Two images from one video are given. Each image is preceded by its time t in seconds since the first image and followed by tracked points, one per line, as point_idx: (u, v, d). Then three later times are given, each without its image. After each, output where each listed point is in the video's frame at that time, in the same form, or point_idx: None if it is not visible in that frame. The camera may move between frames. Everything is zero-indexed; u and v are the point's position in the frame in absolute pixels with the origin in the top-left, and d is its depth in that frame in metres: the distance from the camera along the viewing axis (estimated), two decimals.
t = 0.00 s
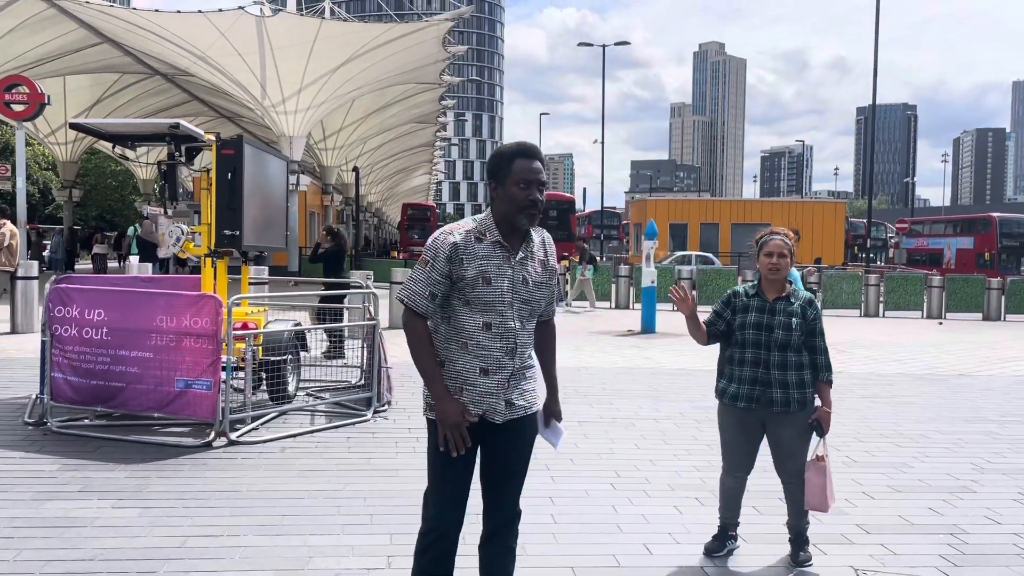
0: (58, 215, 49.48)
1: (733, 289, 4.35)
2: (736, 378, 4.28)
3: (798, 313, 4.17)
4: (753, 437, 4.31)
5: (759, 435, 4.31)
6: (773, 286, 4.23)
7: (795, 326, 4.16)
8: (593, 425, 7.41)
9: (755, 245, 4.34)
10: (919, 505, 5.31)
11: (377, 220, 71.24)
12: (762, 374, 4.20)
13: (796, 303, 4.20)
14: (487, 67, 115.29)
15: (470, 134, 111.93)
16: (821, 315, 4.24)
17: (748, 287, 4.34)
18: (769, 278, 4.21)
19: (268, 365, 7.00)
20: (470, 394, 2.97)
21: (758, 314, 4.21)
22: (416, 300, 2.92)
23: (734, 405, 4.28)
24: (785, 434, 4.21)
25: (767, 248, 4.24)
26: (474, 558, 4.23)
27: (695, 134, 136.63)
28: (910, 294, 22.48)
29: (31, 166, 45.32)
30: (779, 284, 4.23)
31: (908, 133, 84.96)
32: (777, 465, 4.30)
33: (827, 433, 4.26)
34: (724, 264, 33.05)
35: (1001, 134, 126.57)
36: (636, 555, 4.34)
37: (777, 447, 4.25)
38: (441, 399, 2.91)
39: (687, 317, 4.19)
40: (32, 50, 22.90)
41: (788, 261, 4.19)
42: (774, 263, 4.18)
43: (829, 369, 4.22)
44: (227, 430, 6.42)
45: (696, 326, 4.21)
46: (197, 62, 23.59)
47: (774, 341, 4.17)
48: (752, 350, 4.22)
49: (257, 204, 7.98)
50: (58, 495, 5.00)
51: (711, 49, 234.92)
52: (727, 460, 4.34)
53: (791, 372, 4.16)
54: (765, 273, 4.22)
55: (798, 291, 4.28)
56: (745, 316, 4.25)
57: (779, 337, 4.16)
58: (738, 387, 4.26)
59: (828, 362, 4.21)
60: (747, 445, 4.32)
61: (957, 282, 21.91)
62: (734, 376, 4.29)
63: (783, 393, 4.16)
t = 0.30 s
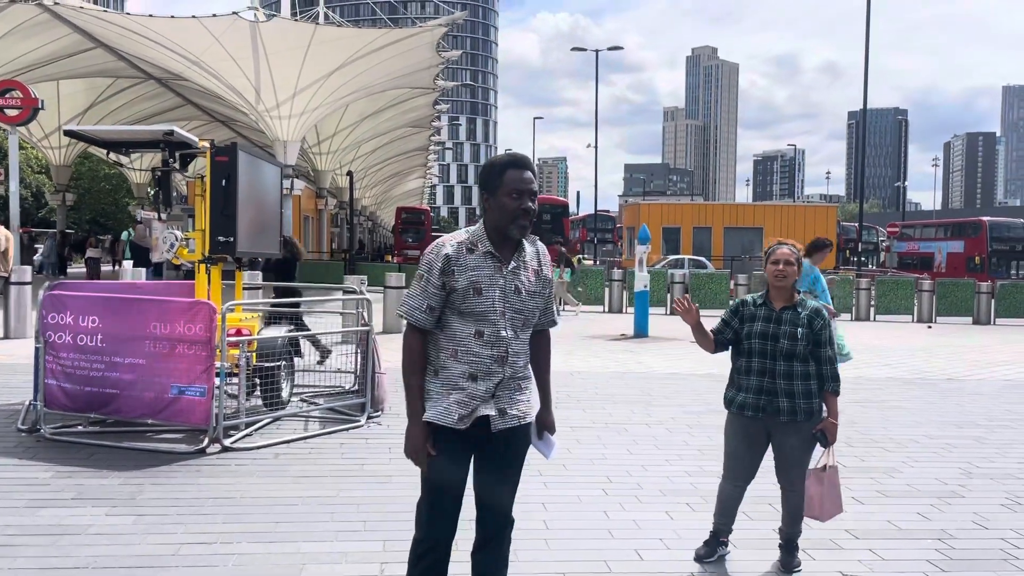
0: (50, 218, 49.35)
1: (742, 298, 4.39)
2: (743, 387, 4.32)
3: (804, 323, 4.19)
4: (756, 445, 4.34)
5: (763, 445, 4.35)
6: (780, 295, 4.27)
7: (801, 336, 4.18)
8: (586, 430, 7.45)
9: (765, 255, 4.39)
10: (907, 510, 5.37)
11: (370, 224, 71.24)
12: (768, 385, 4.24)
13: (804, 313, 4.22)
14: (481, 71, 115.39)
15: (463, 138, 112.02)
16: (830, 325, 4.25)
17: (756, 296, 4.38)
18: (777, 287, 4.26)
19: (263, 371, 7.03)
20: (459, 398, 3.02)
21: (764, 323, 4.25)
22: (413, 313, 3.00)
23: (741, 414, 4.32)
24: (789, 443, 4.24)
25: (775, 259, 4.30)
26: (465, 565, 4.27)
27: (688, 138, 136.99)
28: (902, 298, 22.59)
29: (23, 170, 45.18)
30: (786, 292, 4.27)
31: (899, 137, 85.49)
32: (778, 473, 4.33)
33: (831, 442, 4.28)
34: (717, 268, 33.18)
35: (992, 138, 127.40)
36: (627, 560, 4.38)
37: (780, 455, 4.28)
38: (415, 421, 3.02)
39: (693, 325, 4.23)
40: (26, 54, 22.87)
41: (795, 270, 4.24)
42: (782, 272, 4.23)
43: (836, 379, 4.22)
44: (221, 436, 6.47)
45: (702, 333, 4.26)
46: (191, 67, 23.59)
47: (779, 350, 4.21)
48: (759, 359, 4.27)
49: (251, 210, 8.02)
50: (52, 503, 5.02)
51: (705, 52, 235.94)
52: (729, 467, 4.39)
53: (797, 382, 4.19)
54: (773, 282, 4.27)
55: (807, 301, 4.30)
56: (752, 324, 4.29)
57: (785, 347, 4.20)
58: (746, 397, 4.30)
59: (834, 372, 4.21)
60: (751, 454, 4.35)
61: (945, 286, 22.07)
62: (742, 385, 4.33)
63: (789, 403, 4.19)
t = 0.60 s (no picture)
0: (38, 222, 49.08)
1: (743, 301, 4.41)
2: (743, 391, 4.33)
3: (804, 328, 4.20)
4: (755, 448, 4.35)
5: (762, 448, 4.36)
6: (781, 300, 4.28)
7: (800, 341, 4.19)
8: (577, 435, 7.45)
9: (767, 259, 4.40)
10: (898, 514, 5.38)
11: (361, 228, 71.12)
12: (767, 389, 4.25)
13: (803, 318, 4.23)
14: (472, 74, 115.45)
15: (454, 141, 112.00)
16: (830, 330, 4.25)
17: (757, 301, 4.40)
18: (778, 292, 4.27)
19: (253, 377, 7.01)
20: (467, 407, 3.00)
21: (764, 328, 4.27)
22: (415, 317, 2.95)
23: (741, 418, 4.33)
24: (787, 448, 4.26)
25: (776, 263, 4.31)
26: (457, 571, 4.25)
27: (678, 141, 137.33)
28: (891, 301, 22.68)
29: (11, 174, 44.93)
30: (787, 297, 4.27)
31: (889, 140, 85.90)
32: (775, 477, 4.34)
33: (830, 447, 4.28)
34: (707, 272, 33.24)
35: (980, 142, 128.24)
36: (620, 565, 4.37)
37: (777, 459, 4.29)
38: (436, 426, 2.94)
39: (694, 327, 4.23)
40: (14, 57, 22.75)
41: (796, 275, 4.25)
42: (783, 276, 4.24)
43: (835, 385, 4.23)
44: (211, 442, 6.42)
45: (703, 336, 4.27)
46: (180, 70, 23.52)
47: (778, 355, 4.22)
48: (758, 363, 4.28)
49: (242, 214, 8.00)
50: (41, 510, 4.98)
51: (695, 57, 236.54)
52: (728, 471, 4.39)
53: (794, 387, 4.20)
54: (773, 287, 4.27)
55: (807, 305, 4.31)
56: (752, 328, 4.31)
57: (783, 352, 4.21)
58: (745, 400, 4.31)
59: (833, 378, 4.22)
60: (750, 457, 4.36)
61: (935, 289, 22.17)
62: (741, 389, 4.34)
63: (787, 408, 4.21)
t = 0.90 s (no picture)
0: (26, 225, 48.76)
1: (741, 304, 4.45)
2: (741, 392, 4.36)
3: (802, 330, 4.23)
4: (753, 450, 4.36)
5: (759, 450, 4.37)
6: (780, 302, 4.31)
7: (799, 342, 4.22)
8: (573, 437, 7.46)
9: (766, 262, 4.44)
10: (892, 514, 5.41)
11: (352, 230, 70.94)
12: (765, 390, 4.28)
13: (801, 319, 4.26)
14: (462, 77, 115.39)
15: (444, 143, 111.94)
16: (828, 332, 4.28)
17: (756, 304, 4.43)
18: (777, 295, 4.29)
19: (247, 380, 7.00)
20: (461, 418, 3.02)
21: (762, 330, 4.29)
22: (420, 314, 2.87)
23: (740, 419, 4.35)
24: (785, 448, 4.28)
25: (775, 266, 4.35)
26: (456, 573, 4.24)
27: (668, 143, 137.65)
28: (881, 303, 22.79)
29: None
30: (786, 300, 4.31)
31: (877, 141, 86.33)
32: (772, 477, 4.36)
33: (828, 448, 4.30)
34: (698, 274, 33.32)
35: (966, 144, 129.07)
36: (618, 567, 4.39)
37: (775, 460, 4.32)
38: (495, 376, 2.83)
39: (694, 328, 4.25)
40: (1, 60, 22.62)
41: (795, 278, 4.28)
42: (782, 279, 4.27)
43: (833, 386, 4.25)
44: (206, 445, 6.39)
45: (702, 336, 4.28)
46: (170, 72, 23.42)
47: (777, 356, 4.25)
48: (756, 365, 4.31)
49: (235, 216, 7.97)
50: (35, 514, 4.95)
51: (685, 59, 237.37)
52: (724, 473, 4.40)
53: (792, 388, 4.22)
54: (772, 289, 4.30)
55: (806, 307, 4.34)
56: (750, 330, 4.34)
57: (782, 353, 4.23)
58: (744, 401, 4.33)
59: (831, 379, 4.24)
60: (747, 459, 4.37)
61: (924, 291, 22.29)
62: (739, 390, 4.37)
63: (785, 409, 4.23)
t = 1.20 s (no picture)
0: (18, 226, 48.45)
1: (740, 302, 4.47)
2: (740, 390, 4.37)
3: (801, 328, 4.27)
4: (753, 447, 4.38)
5: (758, 446, 4.39)
6: (778, 300, 4.34)
7: (799, 340, 4.25)
8: (573, 436, 7.48)
9: (766, 259, 4.47)
10: (893, 510, 5.45)
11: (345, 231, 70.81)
12: (766, 388, 4.30)
13: (801, 318, 4.30)
14: (454, 76, 115.29)
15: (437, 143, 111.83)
16: (826, 330, 4.32)
17: (755, 301, 4.45)
18: (776, 292, 4.32)
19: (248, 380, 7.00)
20: (416, 399, 2.96)
21: (762, 328, 4.32)
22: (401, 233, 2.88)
23: (740, 418, 4.36)
24: (786, 446, 4.30)
25: (775, 265, 4.38)
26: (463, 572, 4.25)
27: (660, 143, 137.92)
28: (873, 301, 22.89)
29: None
30: (785, 299, 4.34)
31: (868, 141, 86.72)
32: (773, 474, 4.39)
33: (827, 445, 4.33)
34: (691, 273, 33.37)
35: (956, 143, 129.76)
36: (623, 565, 4.40)
37: (776, 457, 4.34)
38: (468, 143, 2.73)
39: (696, 325, 4.27)
40: None
41: (795, 277, 4.32)
42: (782, 278, 4.30)
43: (832, 383, 4.29)
44: (207, 446, 6.39)
45: (703, 334, 4.31)
46: (163, 73, 23.33)
47: (778, 354, 4.27)
48: (756, 363, 4.33)
49: (233, 216, 7.97)
50: (38, 516, 4.94)
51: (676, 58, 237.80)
52: (723, 470, 4.41)
53: (794, 386, 4.24)
54: (772, 287, 4.33)
55: (804, 306, 4.37)
56: (749, 329, 4.36)
57: (782, 351, 4.26)
58: (744, 400, 4.35)
59: (831, 377, 4.27)
60: (746, 457, 4.39)
61: (916, 289, 22.41)
62: (739, 389, 4.38)
63: (787, 407, 4.25)
